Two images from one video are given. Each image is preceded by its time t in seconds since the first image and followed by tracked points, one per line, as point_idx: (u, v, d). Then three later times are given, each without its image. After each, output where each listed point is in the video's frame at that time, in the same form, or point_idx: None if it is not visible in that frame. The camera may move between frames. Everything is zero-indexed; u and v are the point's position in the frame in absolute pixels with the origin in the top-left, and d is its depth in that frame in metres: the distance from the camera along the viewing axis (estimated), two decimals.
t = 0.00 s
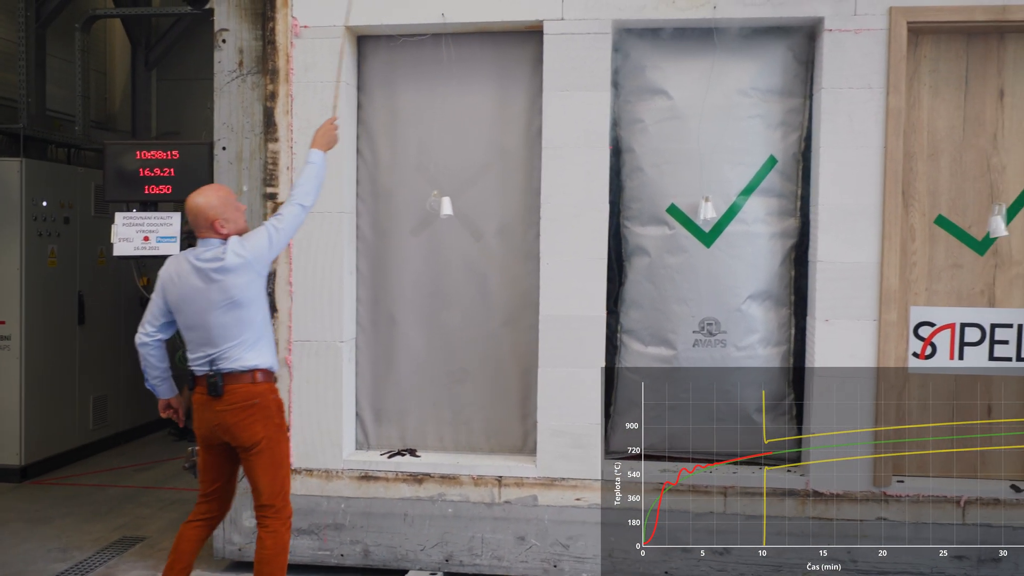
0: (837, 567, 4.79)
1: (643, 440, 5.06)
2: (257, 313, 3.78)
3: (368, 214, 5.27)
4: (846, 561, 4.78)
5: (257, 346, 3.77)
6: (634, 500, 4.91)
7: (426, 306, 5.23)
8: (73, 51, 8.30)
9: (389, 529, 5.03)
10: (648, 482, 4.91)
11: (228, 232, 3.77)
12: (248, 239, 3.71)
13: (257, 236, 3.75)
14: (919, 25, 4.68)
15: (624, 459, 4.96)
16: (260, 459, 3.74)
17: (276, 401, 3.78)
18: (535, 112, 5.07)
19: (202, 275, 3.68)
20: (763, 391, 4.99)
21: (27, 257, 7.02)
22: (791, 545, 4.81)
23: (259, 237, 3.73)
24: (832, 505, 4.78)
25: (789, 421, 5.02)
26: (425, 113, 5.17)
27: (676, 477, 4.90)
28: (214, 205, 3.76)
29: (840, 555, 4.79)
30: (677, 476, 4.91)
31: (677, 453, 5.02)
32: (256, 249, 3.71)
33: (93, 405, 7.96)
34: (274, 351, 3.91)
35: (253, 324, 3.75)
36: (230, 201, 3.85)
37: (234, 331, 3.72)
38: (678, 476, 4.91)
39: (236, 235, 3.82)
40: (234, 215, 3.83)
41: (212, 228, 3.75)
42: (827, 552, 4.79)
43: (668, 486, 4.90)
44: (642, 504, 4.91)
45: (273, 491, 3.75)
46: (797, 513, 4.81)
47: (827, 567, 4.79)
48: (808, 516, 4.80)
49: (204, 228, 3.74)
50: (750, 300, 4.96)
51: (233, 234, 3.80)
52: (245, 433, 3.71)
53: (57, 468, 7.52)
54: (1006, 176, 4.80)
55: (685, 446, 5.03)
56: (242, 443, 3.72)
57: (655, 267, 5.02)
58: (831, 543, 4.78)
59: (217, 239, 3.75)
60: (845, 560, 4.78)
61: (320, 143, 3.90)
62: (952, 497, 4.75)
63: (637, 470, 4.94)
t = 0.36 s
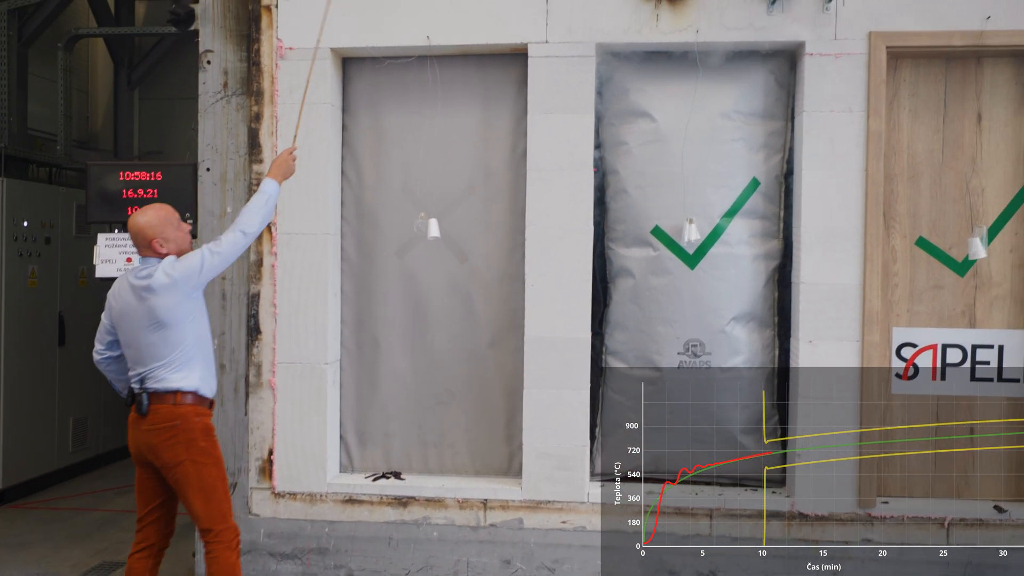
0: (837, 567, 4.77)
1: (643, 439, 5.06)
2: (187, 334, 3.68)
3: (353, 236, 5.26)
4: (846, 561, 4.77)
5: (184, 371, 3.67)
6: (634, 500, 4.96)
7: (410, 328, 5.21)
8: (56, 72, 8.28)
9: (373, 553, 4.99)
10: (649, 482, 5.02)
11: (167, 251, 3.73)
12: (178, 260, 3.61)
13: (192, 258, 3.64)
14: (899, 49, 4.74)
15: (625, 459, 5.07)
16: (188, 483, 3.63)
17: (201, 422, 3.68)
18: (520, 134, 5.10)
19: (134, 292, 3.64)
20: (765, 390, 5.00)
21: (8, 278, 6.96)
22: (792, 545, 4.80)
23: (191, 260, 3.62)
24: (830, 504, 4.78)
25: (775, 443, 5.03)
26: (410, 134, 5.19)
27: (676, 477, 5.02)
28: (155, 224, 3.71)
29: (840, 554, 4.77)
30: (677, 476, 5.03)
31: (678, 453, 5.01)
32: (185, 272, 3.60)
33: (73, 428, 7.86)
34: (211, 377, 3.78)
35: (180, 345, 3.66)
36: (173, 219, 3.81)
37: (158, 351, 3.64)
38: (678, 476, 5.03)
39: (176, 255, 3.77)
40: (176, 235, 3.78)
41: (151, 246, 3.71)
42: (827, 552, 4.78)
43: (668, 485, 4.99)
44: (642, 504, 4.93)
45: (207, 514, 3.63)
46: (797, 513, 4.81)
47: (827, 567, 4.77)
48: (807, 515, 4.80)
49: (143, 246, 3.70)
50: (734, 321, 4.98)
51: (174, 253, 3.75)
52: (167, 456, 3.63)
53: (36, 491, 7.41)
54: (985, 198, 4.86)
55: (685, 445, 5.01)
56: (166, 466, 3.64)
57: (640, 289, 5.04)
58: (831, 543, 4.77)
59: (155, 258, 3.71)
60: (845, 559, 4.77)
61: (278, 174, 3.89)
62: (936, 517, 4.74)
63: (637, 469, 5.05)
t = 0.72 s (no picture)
0: (837, 567, 4.74)
1: (643, 440, 5.04)
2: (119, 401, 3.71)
3: (349, 280, 5.26)
4: (847, 563, 4.73)
5: (113, 435, 3.71)
6: (634, 500, 5.03)
7: (404, 373, 5.19)
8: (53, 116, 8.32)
9: None
10: (648, 483, 5.03)
11: (127, 301, 3.71)
12: (115, 331, 3.60)
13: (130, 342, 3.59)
14: (890, 97, 4.80)
15: (625, 459, 5.06)
16: (115, 536, 3.68)
17: (130, 479, 3.68)
18: (515, 180, 5.12)
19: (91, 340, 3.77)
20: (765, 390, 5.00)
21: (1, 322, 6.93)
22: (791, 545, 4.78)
23: (122, 347, 3.56)
24: (831, 503, 4.74)
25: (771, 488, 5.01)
26: (405, 180, 5.21)
27: (675, 477, 5.00)
28: (123, 269, 3.69)
29: (841, 556, 4.74)
30: (677, 476, 5.00)
31: (677, 453, 4.99)
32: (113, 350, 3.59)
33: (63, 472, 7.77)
34: (149, 451, 3.75)
35: (112, 408, 3.71)
36: (144, 268, 3.78)
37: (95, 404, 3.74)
38: (678, 476, 5.00)
39: (138, 306, 3.74)
40: (142, 287, 3.75)
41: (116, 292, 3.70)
42: (827, 552, 4.75)
43: (668, 486, 5.01)
44: (642, 504, 5.02)
45: (133, 572, 3.64)
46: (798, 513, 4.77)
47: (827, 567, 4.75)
48: (807, 514, 4.75)
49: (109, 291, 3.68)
50: (730, 366, 4.97)
51: (133, 302, 3.72)
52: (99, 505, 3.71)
53: (25, 538, 7.30)
54: (977, 243, 4.89)
55: (685, 445, 4.99)
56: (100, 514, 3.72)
57: (635, 334, 5.03)
58: (832, 543, 4.74)
59: (119, 305, 3.71)
60: (845, 562, 4.73)
61: (234, 374, 3.55)
62: (936, 565, 4.70)
63: (637, 469, 5.04)
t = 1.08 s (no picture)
0: (837, 567, 4.73)
1: (643, 440, 5.00)
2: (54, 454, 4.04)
3: (346, 327, 5.26)
4: (847, 562, 4.72)
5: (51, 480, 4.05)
6: (634, 500, 5.01)
7: (400, 420, 5.17)
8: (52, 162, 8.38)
9: None
10: (648, 483, 4.99)
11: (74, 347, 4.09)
12: (45, 391, 3.90)
13: (52, 406, 3.86)
14: (883, 146, 4.84)
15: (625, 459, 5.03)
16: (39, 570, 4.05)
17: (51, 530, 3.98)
18: (512, 227, 5.15)
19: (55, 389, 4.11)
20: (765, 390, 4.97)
21: None
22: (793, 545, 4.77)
23: (44, 410, 3.86)
24: (832, 503, 4.72)
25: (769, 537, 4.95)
26: (402, 226, 5.23)
27: (675, 478, 4.96)
28: (77, 319, 4.06)
29: (841, 555, 4.72)
30: (677, 476, 4.96)
31: (677, 453, 4.96)
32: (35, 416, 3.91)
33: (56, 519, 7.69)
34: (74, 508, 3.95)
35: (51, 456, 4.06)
36: (99, 325, 4.08)
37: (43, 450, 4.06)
38: (678, 476, 4.96)
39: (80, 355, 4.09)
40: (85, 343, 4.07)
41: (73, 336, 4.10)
42: (827, 552, 4.74)
43: (668, 486, 4.97)
44: (642, 504, 4.99)
45: None
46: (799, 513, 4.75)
47: (827, 567, 4.74)
48: (807, 514, 4.73)
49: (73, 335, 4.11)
50: (728, 414, 4.96)
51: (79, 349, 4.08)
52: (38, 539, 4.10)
53: None
54: (972, 291, 4.90)
55: (685, 445, 4.96)
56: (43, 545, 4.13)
57: (632, 381, 5.03)
58: (832, 543, 4.73)
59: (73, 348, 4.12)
60: (846, 561, 4.72)
61: (129, 502, 3.94)
62: None
63: (637, 469, 5.02)
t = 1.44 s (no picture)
0: (837, 567, 4.72)
1: (643, 440, 4.99)
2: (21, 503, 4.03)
3: (342, 375, 5.25)
4: (847, 562, 4.71)
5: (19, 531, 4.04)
6: (634, 500, 4.97)
7: (396, 470, 5.14)
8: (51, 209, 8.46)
9: None
10: (648, 483, 4.96)
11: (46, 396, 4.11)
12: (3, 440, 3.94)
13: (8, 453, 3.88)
14: (876, 197, 4.88)
15: (625, 459, 5.00)
16: None
17: None
18: (508, 276, 5.16)
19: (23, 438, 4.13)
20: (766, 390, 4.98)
21: None
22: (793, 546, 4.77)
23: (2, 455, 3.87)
24: (831, 503, 4.73)
25: None
26: (399, 275, 5.25)
27: (675, 477, 4.94)
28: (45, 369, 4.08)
29: (841, 555, 4.71)
30: (677, 476, 4.95)
31: (677, 453, 4.95)
32: None
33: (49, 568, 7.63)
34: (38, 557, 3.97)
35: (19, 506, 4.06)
36: (66, 377, 4.07)
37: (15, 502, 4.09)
38: (678, 476, 4.95)
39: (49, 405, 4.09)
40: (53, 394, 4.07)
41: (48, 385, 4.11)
42: (827, 552, 4.73)
43: (668, 486, 4.95)
44: (642, 504, 4.96)
45: None
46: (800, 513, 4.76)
47: (827, 567, 4.73)
48: (807, 514, 4.75)
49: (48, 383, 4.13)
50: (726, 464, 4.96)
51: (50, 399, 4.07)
52: None
53: None
54: (967, 341, 4.92)
55: (685, 445, 4.95)
56: None
57: (630, 431, 5.01)
58: (832, 543, 4.72)
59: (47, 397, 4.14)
60: (846, 561, 4.71)
61: (69, 514, 3.67)
62: None
63: (637, 469, 4.98)
